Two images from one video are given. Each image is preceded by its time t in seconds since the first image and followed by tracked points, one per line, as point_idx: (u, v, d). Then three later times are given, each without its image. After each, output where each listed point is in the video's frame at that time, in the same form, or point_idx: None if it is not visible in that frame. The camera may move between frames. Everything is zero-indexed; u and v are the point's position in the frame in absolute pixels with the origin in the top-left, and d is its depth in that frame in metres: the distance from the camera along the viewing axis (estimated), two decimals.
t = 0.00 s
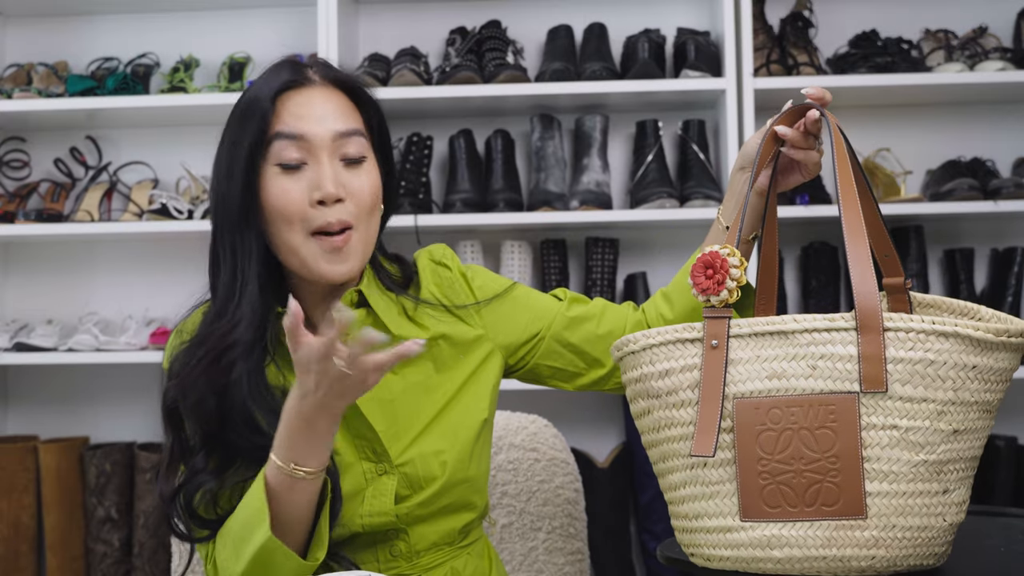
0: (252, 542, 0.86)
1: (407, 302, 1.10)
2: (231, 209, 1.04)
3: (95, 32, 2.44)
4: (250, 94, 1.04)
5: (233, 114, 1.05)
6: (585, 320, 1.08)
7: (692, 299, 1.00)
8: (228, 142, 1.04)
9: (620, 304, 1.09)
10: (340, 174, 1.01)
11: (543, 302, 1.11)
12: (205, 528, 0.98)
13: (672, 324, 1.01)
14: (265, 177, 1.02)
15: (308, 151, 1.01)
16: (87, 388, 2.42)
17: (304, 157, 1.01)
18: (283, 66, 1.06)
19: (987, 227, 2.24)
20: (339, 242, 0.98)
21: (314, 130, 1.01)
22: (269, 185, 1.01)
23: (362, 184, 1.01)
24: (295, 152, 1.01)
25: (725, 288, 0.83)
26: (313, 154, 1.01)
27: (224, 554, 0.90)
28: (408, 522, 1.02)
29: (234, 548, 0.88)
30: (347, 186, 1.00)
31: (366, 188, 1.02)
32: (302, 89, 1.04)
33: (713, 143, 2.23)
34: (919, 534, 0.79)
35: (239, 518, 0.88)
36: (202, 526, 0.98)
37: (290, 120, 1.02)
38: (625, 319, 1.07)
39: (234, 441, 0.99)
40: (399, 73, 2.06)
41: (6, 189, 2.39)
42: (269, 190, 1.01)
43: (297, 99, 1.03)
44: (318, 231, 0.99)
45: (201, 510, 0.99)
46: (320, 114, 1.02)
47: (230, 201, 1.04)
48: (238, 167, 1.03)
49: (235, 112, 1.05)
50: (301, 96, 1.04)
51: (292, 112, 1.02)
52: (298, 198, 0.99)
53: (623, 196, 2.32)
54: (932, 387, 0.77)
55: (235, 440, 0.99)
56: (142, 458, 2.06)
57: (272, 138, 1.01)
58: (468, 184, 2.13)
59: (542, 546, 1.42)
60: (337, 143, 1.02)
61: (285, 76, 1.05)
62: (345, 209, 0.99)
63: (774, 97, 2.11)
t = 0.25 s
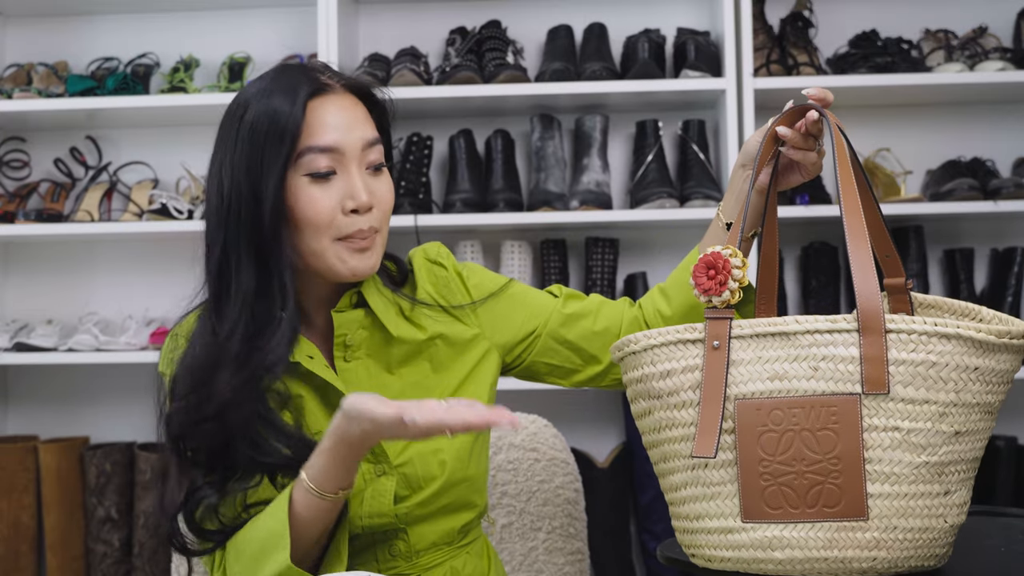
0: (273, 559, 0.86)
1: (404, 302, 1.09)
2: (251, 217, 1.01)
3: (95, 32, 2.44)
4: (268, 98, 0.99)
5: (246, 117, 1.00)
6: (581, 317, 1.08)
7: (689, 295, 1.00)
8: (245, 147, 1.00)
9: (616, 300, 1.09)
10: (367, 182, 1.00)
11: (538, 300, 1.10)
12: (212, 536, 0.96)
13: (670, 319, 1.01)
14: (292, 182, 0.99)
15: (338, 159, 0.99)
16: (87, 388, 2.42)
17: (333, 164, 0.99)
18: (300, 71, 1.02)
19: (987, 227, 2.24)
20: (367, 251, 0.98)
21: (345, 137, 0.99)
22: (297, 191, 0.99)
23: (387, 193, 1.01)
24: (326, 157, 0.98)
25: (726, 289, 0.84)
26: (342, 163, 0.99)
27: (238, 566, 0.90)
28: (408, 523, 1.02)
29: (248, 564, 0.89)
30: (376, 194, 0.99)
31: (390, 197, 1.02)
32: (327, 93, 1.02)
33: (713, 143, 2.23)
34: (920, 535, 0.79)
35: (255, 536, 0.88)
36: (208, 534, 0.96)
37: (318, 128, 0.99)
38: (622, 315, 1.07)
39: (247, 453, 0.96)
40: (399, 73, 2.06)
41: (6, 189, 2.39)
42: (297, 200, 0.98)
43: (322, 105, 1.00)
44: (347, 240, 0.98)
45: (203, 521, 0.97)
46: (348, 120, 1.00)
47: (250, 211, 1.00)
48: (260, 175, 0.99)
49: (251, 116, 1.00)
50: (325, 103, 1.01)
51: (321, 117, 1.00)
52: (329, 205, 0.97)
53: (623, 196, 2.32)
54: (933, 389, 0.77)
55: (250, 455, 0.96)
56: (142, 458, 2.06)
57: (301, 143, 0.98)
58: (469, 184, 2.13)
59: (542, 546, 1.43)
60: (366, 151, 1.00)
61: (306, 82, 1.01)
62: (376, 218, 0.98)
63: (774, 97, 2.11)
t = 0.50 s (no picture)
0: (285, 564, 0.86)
1: (406, 304, 1.10)
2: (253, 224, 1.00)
3: (95, 32, 2.44)
4: (262, 102, 0.99)
5: (242, 121, 1.00)
6: (582, 317, 1.08)
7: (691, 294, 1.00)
8: (242, 152, 1.00)
9: (617, 299, 1.09)
10: (368, 184, 1.00)
11: (540, 300, 1.10)
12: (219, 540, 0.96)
13: (671, 318, 1.01)
14: (291, 185, 0.99)
15: (336, 162, 0.99)
16: (86, 388, 2.42)
17: (331, 166, 0.99)
18: (294, 72, 1.02)
19: (987, 227, 2.24)
20: (368, 252, 0.99)
21: (342, 139, 0.99)
22: (296, 194, 0.99)
23: (386, 195, 1.01)
24: (323, 160, 0.98)
25: (727, 287, 0.83)
26: (340, 165, 0.99)
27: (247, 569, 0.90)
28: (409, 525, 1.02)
29: (258, 568, 0.89)
30: (375, 195, 1.00)
31: (389, 198, 1.02)
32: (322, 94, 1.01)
33: (713, 143, 2.23)
34: (921, 535, 0.79)
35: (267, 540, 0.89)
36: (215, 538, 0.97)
37: (314, 129, 0.99)
38: (623, 314, 1.07)
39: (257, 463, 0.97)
40: (399, 73, 2.06)
41: (6, 189, 2.39)
42: (297, 203, 0.99)
43: (318, 106, 1.00)
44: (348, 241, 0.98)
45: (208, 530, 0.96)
46: (343, 121, 1.00)
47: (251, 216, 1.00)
48: (259, 180, 0.99)
49: (246, 120, 1.00)
50: (320, 104, 1.01)
51: (317, 119, 0.99)
52: (328, 207, 0.98)
53: (623, 196, 2.32)
54: (933, 388, 0.77)
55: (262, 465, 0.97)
56: (141, 458, 2.06)
57: (298, 146, 0.99)
58: (469, 184, 2.13)
59: (542, 546, 1.42)
60: (364, 152, 1.00)
61: (300, 83, 1.01)
62: (376, 218, 0.99)
63: (774, 97, 2.11)
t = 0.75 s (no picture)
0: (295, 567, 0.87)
1: (406, 304, 1.09)
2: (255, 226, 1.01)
3: (95, 32, 2.44)
4: (263, 104, 1.00)
5: (242, 123, 1.01)
6: (582, 316, 1.08)
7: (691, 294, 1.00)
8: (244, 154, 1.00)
9: (617, 298, 1.09)
10: (372, 185, 1.00)
11: (540, 300, 1.10)
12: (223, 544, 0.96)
13: (671, 317, 1.01)
14: (294, 188, 0.99)
15: (339, 164, 0.99)
16: (87, 388, 2.42)
17: (334, 168, 0.99)
18: (295, 74, 1.02)
19: (987, 227, 2.24)
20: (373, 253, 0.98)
21: (344, 141, 0.99)
22: (300, 196, 0.99)
23: (389, 195, 1.01)
24: (325, 161, 0.99)
25: (727, 288, 0.83)
26: (343, 166, 0.99)
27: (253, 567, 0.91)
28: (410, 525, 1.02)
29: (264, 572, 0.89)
30: (378, 196, 1.00)
31: (392, 199, 1.02)
32: (323, 96, 1.01)
33: (713, 143, 2.23)
34: (919, 535, 0.79)
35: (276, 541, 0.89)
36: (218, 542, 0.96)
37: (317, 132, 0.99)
38: (623, 313, 1.07)
39: (257, 466, 0.96)
40: (399, 73, 2.06)
41: (6, 189, 2.39)
42: (300, 204, 0.99)
43: (320, 107, 1.00)
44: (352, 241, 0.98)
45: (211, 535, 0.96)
46: (345, 123, 1.00)
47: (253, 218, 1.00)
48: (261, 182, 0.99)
49: (248, 122, 1.00)
50: (322, 105, 1.01)
51: (318, 121, 1.00)
52: (332, 209, 0.98)
53: (623, 196, 2.32)
54: (933, 389, 0.77)
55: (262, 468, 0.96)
56: (141, 458, 2.06)
57: (300, 148, 0.99)
58: (469, 184, 2.13)
59: (542, 546, 1.42)
60: (367, 154, 1.01)
61: (302, 85, 1.01)
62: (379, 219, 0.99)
63: (773, 97, 2.11)
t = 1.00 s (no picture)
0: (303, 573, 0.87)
1: (406, 303, 1.10)
2: (256, 225, 1.01)
3: (95, 32, 2.44)
4: (265, 104, 1.00)
5: (245, 123, 1.01)
6: (582, 314, 1.08)
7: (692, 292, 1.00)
8: (246, 154, 1.00)
9: (617, 295, 1.09)
10: (374, 187, 1.00)
11: (540, 298, 1.10)
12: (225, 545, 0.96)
13: (671, 316, 1.01)
14: (297, 189, 0.99)
15: (342, 165, 0.99)
16: (86, 388, 2.42)
17: (337, 169, 0.99)
18: (298, 75, 1.03)
19: (987, 227, 2.24)
20: (375, 253, 0.98)
21: (347, 142, 0.99)
22: (302, 197, 0.99)
23: (391, 196, 1.01)
24: (328, 163, 0.98)
25: (726, 289, 0.83)
26: (345, 167, 0.99)
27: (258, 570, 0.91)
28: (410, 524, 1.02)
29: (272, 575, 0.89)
30: (380, 197, 0.99)
31: (395, 200, 1.01)
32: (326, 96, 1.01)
33: (713, 143, 2.23)
34: (918, 537, 0.79)
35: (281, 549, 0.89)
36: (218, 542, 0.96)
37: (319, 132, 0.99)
38: (623, 310, 1.06)
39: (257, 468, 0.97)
40: (399, 73, 2.06)
41: (6, 189, 2.39)
42: (301, 205, 0.99)
43: (323, 107, 1.00)
44: (353, 241, 0.98)
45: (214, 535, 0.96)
46: (347, 124, 1.00)
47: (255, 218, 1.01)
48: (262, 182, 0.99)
49: (251, 122, 1.00)
50: (325, 105, 1.01)
51: (320, 121, 0.99)
52: (335, 210, 0.98)
53: (623, 196, 2.32)
54: (932, 392, 0.77)
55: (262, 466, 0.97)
56: (141, 458, 2.06)
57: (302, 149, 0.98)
58: (469, 183, 2.13)
59: (542, 546, 1.42)
60: (369, 155, 1.00)
61: (306, 85, 1.01)
62: (380, 220, 0.98)
63: (773, 97, 2.11)
